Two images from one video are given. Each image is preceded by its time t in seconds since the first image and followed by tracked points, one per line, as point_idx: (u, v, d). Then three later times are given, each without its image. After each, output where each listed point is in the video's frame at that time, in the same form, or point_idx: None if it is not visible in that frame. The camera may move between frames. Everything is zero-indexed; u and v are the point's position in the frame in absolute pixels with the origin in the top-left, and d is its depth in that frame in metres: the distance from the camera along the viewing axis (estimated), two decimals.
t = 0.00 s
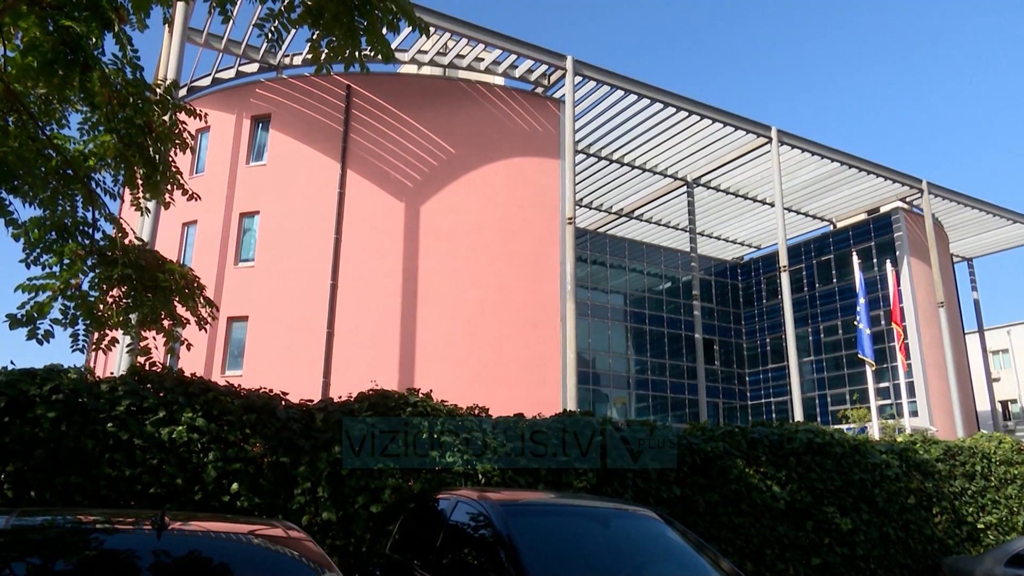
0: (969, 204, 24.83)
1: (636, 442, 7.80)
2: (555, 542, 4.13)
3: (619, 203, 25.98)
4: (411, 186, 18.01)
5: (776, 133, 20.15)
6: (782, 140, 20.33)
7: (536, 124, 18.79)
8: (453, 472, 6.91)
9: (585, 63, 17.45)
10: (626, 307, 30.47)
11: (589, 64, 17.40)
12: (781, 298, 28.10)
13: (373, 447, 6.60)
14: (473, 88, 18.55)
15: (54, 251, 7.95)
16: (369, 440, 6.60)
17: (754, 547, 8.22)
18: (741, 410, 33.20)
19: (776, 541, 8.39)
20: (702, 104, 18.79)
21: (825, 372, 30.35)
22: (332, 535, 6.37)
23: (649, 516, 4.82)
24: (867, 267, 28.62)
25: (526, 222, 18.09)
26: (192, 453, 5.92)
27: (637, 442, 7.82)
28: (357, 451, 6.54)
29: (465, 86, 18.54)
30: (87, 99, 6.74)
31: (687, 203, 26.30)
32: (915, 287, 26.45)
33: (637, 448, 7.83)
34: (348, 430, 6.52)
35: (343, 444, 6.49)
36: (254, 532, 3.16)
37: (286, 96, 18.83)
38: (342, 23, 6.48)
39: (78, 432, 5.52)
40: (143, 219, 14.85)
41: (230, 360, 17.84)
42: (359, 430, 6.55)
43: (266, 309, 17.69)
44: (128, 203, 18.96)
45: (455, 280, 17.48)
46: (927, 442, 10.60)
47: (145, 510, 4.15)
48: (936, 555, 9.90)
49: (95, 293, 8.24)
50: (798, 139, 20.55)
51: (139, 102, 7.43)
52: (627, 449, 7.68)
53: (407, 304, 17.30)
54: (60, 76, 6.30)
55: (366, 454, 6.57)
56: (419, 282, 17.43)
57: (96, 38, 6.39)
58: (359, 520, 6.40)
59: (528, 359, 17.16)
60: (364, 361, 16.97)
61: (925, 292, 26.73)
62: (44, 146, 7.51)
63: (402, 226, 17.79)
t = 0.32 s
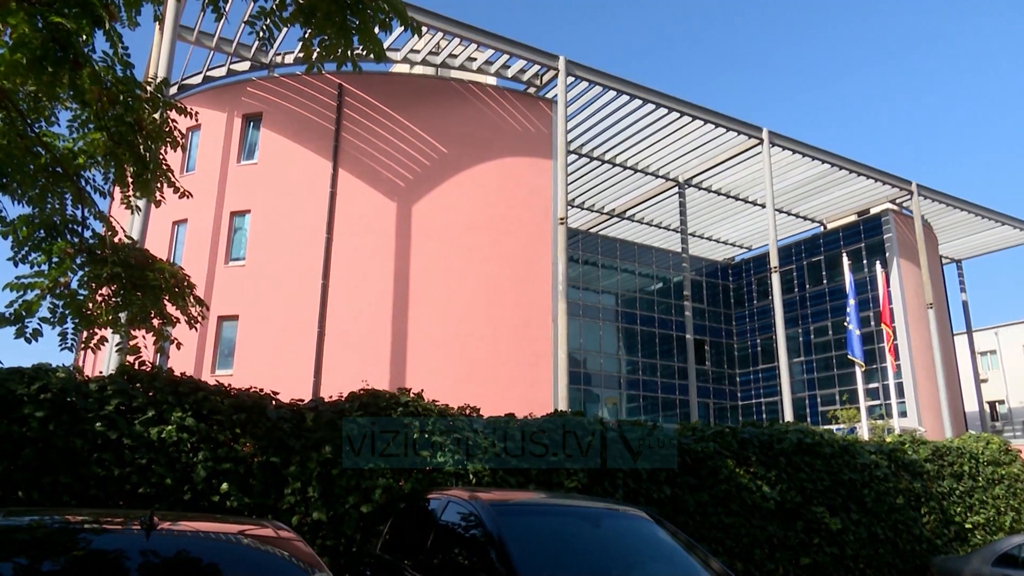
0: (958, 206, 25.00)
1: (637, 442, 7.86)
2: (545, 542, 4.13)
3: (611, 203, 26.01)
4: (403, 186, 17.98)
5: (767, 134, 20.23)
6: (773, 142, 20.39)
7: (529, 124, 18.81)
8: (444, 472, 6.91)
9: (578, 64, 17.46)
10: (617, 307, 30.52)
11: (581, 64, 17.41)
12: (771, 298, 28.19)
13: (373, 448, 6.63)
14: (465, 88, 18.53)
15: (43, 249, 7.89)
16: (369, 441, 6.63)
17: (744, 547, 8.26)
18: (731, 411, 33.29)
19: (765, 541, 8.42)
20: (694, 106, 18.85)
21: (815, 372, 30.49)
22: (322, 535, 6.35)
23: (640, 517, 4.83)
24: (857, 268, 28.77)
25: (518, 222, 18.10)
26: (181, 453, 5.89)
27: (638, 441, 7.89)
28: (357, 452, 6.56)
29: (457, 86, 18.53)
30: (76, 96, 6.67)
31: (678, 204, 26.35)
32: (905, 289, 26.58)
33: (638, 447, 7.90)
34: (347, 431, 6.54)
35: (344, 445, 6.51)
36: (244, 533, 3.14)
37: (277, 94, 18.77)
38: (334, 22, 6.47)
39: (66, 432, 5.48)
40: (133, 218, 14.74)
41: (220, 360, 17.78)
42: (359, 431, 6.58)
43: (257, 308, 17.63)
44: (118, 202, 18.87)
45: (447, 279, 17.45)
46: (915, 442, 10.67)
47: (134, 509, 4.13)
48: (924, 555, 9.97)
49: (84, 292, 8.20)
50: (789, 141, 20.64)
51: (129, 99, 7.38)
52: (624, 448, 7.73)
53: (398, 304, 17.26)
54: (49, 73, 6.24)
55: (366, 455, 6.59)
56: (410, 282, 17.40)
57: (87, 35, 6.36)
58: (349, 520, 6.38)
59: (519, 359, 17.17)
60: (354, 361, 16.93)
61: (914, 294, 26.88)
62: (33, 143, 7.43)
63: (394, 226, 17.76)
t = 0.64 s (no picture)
0: (942, 209, 25.25)
1: (637, 442, 7.97)
2: (531, 542, 4.13)
3: (599, 204, 26.06)
4: (391, 185, 17.93)
5: (755, 136, 20.33)
6: (761, 144, 20.49)
7: (517, 124, 18.83)
8: (431, 472, 6.89)
9: (566, 64, 17.47)
10: (604, 307, 30.60)
11: (570, 65, 17.43)
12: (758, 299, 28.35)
13: (373, 447, 6.67)
14: (454, 88, 18.52)
15: (26, 246, 7.82)
16: (370, 441, 6.68)
17: (729, 546, 8.30)
18: (718, 411, 33.45)
19: (751, 541, 8.46)
20: (683, 107, 18.93)
21: (800, 373, 30.70)
22: (308, 535, 6.33)
23: (626, 517, 4.83)
24: (843, 270, 28.97)
25: (506, 221, 18.10)
26: (166, 452, 5.85)
27: (639, 442, 8.01)
28: (357, 451, 6.59)
29: (446, 85, 18.50)
30: (62, 92, 6.61)
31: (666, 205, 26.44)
32: (890, 291, 26.78)
33: (639, 448, 8.01)
34: (348, 430, 6.57)
35: (344, 444, 6.52)
36: (229, 533, 3.12)
37: (265, 92, 18.66)
38: (322, 20, 6.44)
39: (49, 431, 5.43)
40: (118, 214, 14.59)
41: (205, 358, 17.67)
42: (360, 430, 6.62)
43: (243, 307, 17.53)
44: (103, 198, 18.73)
45: (435, 278, 17.43)
46: (899, 443, 10.77)
47: (117, 509, 4.10)
48: (907, 554, 10.05)
49: (68, 289, 8.11)
50: (777, 143, 20.76)
51: (115, 96, 7.34)
52: (618, 448, 7.78)
53: (386, 303, 17.21)
54: (33, 70, 6.21)
55: (366, 454, 6.62)
56: (398, 281, 17.36)
57: (72, 30, 6.33)
58: (335, 520, 6.36)
59: (507, 359, 17.19)
60: (342, 361, 16.87)
61: (899, 295, 27.08)
62: (16, 139, 7.35)
63: (382, 225, 17.70)
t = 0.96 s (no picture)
0: (925, 212, 25.50)
1: (636, 443, 8.09)
2: (517, 542, 4.13)
3: (586, 204, 26.10)
4: (378, 185, 17.87)
5: (742, 138, 20.43)
6: (747, 146, 20.60)
7: (506, 124, 18.84)
8: (417, 472, 6.89)
9: (555, 65, 17.50)
10: (591, 308, 30.66)
11: (559, 65, 17.45)
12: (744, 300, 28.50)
13: (372, 447, 6.72)
14: (442, 87, 18.48)
15: (7, 244, 7.66)
16: (369, 441, 6.73)
17: (714, 546, 8.34)
18: (703, 411, 33.60)
19: (735, 541, 8.51)
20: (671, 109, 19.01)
21: (785, 374, 30.90)
22: (292, 535, 6.29)
23: (612, 517, 4.85)
24: (828, 271, 29.17)
25: (493, 221, 18.10)
26: (150, 452, 5.81)
27: (637, 443, 8.11)
28: (356, 451, 6.65)
29: (434, 85, 18.47)
30: (46, 88, 6.53)
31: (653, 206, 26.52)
32: (874, 293, 26.99)
33: (638, 448, 8.11)
34: (348, 431, 6.62)
35: (344, 444, 6.58)
36: (213, 533, 3.10)
37: (252, 90, 18.56)
38: (310, 18, 6.40)
39: (31, 429, 5.38)
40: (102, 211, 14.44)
41: (190, 357, 17.54)
42: (359, 430, 6.68)
43: (229, 305, 17.42)
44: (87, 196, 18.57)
45: (423, 278, 17.38)
46: (883, 444, 10.87)
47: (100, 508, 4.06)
48: (890, 554, 10.13)
49: (50, 287, 8.02)
50: (764, 145, 20.89)
51: (99, 92, 7.27)
52: (619, 449, 7.90)
53: (373, 302, 17.16)
54: (15, 65, 6.13)
55: (366, 455, 6.68)
56: (385, 281, 17.31)
57: (56, 24, 6.26)
58: (320, 520, 6.33)
59: (494, 359, 17.20)
60: (328, 360, 16.80)
61: (883, 298, 27.31)
62: None
63: (370, 225, 17.65)
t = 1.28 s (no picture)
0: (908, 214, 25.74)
1: (637, 444, 8.19)
2: (502, 543, 4.12)
3: (573, 205, 26.14)
4: (364, 183, 17.81)
5: (728, 140, 20.52)
6: (733, 148, 20.71)
7: (493, 124, 18.83)
8: (402, 472, 6.87)
9: (542, 65, 17.52)
10: (577, 308, 30.74)
11: (546, 66, 17.47)
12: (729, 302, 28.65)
13: (371, 448, 6.75)
14: (429, 86, 18.44)
15: None
16: (362, 441, 6.73)
17: (698, 546, 8.38)
18: (688, 412, 33.76)
19: (719, 540, 8.55)
20: (657, 110, 19.08)
21: (769, 375, 31.11)
22: (276, 535, 6.25)
23: (596, 517, 4.86)
24: (812, 273, 29.39)
25: (480, 221, 18.09)
26: (131, 451, 5.76)
27: (638, 443, 8.21)
28: (356, 451, 6.70)
29: (421, 84, 18.42)
30: (27, 83, 6.46)
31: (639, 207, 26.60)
32: (857, 294, 27.22)
33: (638, 448, 8.22)
34: (347, 431, 6.68)
35: (343, 445, 6.63)
36: (195, 533, 3.08)
37: (237, 87, 18.43)
38: (296, 15, 6.36)
39: (10, 428, 5.32)
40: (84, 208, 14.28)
41: (173, 356, 17.40)
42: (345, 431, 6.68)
43: (212, 303, 17.30)
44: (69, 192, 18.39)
45: (408, 278, 17.34)
46: (864, 444, 10.96)
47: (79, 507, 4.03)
48: (871, 554, 10.22)
49: (30, 285, 7.93)
50: (749, 147, 21.00)
51: (82, 88, 7.20)
52: (619, 448, 8.02)
53: (359, 301, 17.10)
54: None
55: (365, 455, 6.71)
56: (371, 279, 17.25)
57: (38, 19, 6.18)
58: (304, 519, 6.29)
59: (479, 358, 17.19)
60: (312, 359, 16.71)
61: (866, 299, 27.54)
62: None
63: (356, 223, 17.58)
